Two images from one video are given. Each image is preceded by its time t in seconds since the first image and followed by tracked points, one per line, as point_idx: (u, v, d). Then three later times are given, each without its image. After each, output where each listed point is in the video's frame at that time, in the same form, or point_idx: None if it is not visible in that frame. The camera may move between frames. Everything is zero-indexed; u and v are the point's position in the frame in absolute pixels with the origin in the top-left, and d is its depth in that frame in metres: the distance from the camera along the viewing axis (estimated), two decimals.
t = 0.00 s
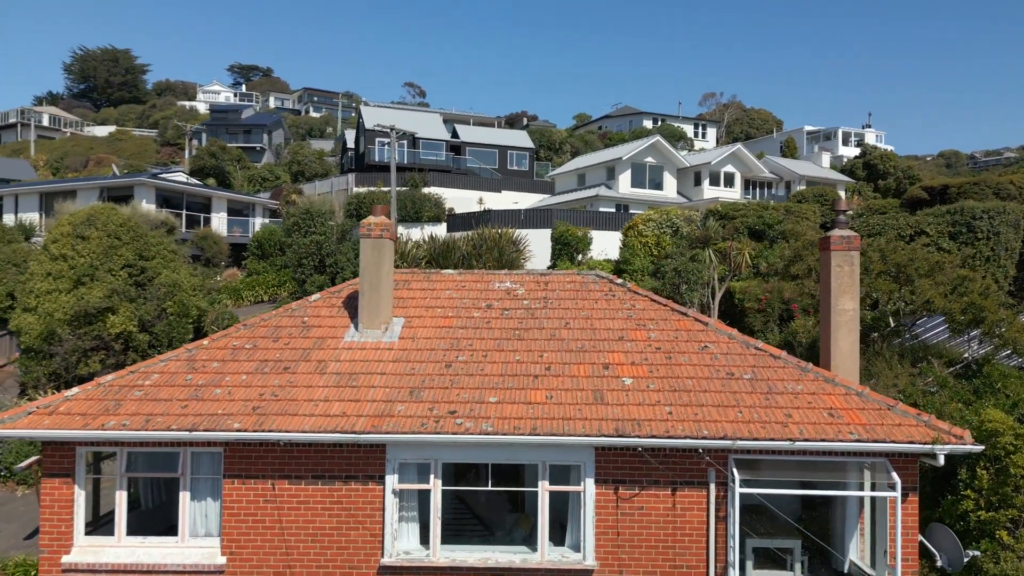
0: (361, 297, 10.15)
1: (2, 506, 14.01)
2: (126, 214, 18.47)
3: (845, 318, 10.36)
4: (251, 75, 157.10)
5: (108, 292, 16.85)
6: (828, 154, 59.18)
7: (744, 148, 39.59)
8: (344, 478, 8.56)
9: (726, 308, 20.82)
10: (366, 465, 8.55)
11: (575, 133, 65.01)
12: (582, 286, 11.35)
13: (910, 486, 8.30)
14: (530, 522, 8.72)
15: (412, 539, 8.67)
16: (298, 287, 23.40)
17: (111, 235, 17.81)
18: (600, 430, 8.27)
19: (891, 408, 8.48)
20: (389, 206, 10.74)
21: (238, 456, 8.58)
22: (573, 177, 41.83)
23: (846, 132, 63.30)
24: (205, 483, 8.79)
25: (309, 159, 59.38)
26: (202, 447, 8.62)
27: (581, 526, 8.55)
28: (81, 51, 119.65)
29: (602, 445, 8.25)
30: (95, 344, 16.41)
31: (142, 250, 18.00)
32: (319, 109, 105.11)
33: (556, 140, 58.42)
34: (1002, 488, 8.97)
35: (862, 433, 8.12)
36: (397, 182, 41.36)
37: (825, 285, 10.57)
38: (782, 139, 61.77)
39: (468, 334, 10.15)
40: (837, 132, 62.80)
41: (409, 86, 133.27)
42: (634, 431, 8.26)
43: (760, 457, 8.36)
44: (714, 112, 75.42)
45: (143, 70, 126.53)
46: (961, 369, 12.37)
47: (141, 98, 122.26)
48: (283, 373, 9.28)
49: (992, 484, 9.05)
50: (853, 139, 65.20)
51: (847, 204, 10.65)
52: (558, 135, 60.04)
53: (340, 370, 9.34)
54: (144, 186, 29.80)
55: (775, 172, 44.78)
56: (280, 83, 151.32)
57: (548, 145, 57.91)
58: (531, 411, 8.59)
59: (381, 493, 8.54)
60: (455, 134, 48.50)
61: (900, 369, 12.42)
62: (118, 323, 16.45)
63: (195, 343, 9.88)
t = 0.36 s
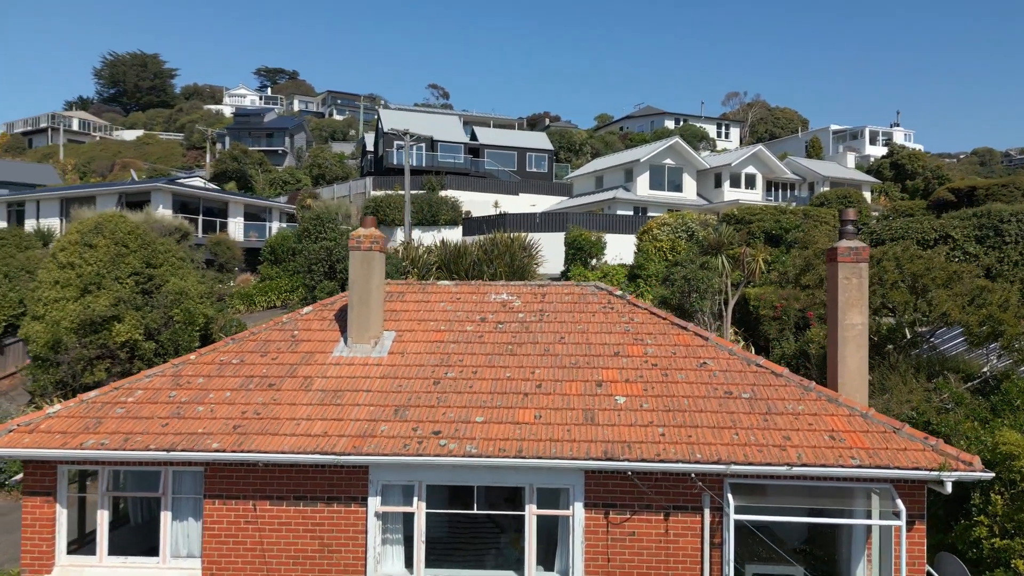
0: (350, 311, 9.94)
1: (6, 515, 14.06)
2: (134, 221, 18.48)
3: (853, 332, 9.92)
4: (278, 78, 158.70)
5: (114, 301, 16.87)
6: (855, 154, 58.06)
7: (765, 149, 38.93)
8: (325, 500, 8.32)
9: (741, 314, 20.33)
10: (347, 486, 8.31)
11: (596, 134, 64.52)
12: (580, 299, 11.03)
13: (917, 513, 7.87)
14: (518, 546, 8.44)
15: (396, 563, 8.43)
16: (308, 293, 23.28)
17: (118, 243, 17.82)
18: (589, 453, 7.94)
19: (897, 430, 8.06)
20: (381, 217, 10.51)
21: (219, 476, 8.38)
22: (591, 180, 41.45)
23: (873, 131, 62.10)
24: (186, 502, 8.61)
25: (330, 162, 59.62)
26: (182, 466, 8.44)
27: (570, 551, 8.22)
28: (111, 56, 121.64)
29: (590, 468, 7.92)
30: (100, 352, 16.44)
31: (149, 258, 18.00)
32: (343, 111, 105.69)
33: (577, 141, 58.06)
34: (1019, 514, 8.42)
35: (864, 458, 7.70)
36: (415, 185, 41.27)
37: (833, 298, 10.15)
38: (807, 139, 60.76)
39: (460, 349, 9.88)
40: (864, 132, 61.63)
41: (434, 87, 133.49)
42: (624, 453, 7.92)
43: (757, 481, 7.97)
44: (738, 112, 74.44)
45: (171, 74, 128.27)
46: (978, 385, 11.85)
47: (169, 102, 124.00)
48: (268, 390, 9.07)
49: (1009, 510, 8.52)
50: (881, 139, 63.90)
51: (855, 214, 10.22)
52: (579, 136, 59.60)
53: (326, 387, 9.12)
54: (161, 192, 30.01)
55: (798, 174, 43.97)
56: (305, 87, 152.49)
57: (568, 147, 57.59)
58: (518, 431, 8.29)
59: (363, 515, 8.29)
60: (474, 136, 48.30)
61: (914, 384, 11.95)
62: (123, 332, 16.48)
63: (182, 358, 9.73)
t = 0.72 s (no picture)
0: (339, 325, 9.72)
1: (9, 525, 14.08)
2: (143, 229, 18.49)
3: (862, 348, 9.46)
4: (304, 81, 160.03)
5: (120, 309, 16.86)
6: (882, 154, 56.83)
7: (787, 150, 38.20)
8: (306, 522, 8.10)
9: (757, 321, 19.80)
10: (328, 509, 8.08)
11: (618, 135, 63.92)
12: (577, 312, 10.71)
13: (923, 545, 7.43)
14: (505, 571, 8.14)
15: None
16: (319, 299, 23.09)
17: (126, 251, 17.83)
18: (575, 478, 7.62)
19: (902, 456, 7.63)
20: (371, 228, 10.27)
21: (199, 497, 8.20)
22: (609, 182, 41.00)
23: (902, 129, 60.75)
24: (167, 523, 8.45)
25: (351, 165, 59.78)
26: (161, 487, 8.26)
27: None
28: (139, 61, 123.16)
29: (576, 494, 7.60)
30: (105, 361, 16.42)
31: (157, 266, 17.98)
32: (366, 114, 105.92)
33: (597, 142, 57.61)
34: None
35: (866, 486, 7.29)
36: (432, 188, 41.11)
37: (840, 312, 9.71)
38: (833, 139, 59.64)
39: (450, 365, 9.61)
40: (892, 130, 60.35)
41: (458, 88, 133.59)
42: (611, 479, 7.58)
43: (752, 509, 7.58)
44: (763, 111, 73.35)
45: (199, 78, 129.73)
46: (996, 403, 11.33)
47: (197, 106, 125.60)
48: (251, 407, 8.88)
49: None
50: (910, 138, 62.52)
51: (863, 224, 9.77)
52: (599, 137, 59.05)
53: (311, 404, 8.91)
54: (178, 197, 30.17)
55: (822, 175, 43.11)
56: (330, 89, 153.53)
57: (588, 149, 57.20)
58: (504, 454, 7.99)
59: (345, 539, 8.05)
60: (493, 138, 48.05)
61: (929, 401, 11.46)
62: (129, 340, 16.44)
63: (169, 374, 9.58)
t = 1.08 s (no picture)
0: (326, 341, 9.50)
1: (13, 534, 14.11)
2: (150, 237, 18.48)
3: (869, 366, 9.02)
4: (329, 84, 161.30)
5: (125, 318, 16.85)
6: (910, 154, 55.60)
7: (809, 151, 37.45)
8: (285, 547, 7.87)
9: (772, 329, 19.22)
10: (307, 534, 7.85)
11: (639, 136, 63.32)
12: (574, 326, 10.38)
13: None
14: None
15: None
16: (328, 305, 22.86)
17: (133, 259, 17.83)
18: (559, 505, 7.29)
19: (907, 486, 7.20)
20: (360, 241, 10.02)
21: (176, 520, 8.03)
22: (627, 185, 40.54)
23: (931, 128, 59.38)
24: (146, 545, 8.28)
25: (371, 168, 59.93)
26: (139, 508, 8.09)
27: None
28: (167, 66, 124.92)
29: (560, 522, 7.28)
30: (110, 370, 16.41)
31: (164, 274, 17.95)
32: (389, 116, 106.34)
33: (618, 144, 57.12)
34: None
35: (865, 518, 6.87)
36: (449, 192, 40.95)
37: (845, 328, 9.27)
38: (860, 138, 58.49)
39: (439, 382, 9.33)
40: (921, 129, 59.02)
41: (481, 90, 133.66)
42: (597, 507, 7.25)
43: (746, 539, 7.20)
44: (788, 110, 72.23)
45: (226, 82, 131.19)
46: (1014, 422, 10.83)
47: (223, 110, 127.06)
48: (234, 426, 8.68)
49: None
50: (940, 137, 61.04)
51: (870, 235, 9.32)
52: (620, 138, 58.50)
53: (294, 424, 8.69)
54: (194, 203, 30.26)
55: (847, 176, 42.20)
56: (354, 91, 154.48)
57: (609, 150, 56.77)
58: (487, 478, 7.69)
59: (324, 564, 7.81)
60: (511, 141, 47.80)
61: (944, 418, 10.98)
62: (134, 349, 16.45)
63: (154, 391, 9.42)
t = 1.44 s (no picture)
0: (311, 358, 9.28)
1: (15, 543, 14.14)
2: (157, 245, 18.48)
3: (876, 386, 8.57)
4: (353, 86, 162.37)
5: (130, 327, 16.84)
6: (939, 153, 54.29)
7: (832, 152, 36.76)
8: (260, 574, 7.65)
9: (787, 338, 18.89)
10: (282, 561, 7.61)
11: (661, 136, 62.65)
12: (568, 342, 10.05)
13: None
14: None
15: None
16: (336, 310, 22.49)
17: (140, 268, 17.82)
18: (540, 535, 6.96)
19: (909, 520, 6.76)
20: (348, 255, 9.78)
21: (153, 544, 7.88)
22: (646, 187, 40.01)
23: (960, 127, 57.96)
24: (123, 567, 8.10)
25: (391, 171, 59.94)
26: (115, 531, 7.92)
27: None
28: (194, 70, 126.38)
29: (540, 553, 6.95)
30: (114, 380, 16.37)
31: (170, 282, 17.93)
32: (411, 118, 106.49)
33: (638, 144, 56.54)
34: None
35: (862, 554, 6.46)
36: (466, 195, 40.75)
37: (850, 346, 8.82)
38: (887, 138, 57.23)
39: (425, 401, 9.05)
40: (951, 128, 57.63)
41: (504, 90, 133.56)
42: (580, 538, 6.91)
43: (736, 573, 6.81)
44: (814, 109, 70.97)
45: (251, 86, 132.44)
46: None
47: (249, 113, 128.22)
48: (213, 446, 8.48)
49: None
50: (970, 135, 59.51)
51: (877, 248, 8.89)
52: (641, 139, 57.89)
53: (274, 444, 8.46)
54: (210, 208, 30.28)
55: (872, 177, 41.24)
56: (378, 94, 154.99)
57: (629, 152, 56.27)
58: (466, 505, 7.38)
59: None
60: (530, 143, 47.47)
61: (958, 438, 10.51)
62: (138, 358, 16.47)
63: (138, 408, 9.27)
